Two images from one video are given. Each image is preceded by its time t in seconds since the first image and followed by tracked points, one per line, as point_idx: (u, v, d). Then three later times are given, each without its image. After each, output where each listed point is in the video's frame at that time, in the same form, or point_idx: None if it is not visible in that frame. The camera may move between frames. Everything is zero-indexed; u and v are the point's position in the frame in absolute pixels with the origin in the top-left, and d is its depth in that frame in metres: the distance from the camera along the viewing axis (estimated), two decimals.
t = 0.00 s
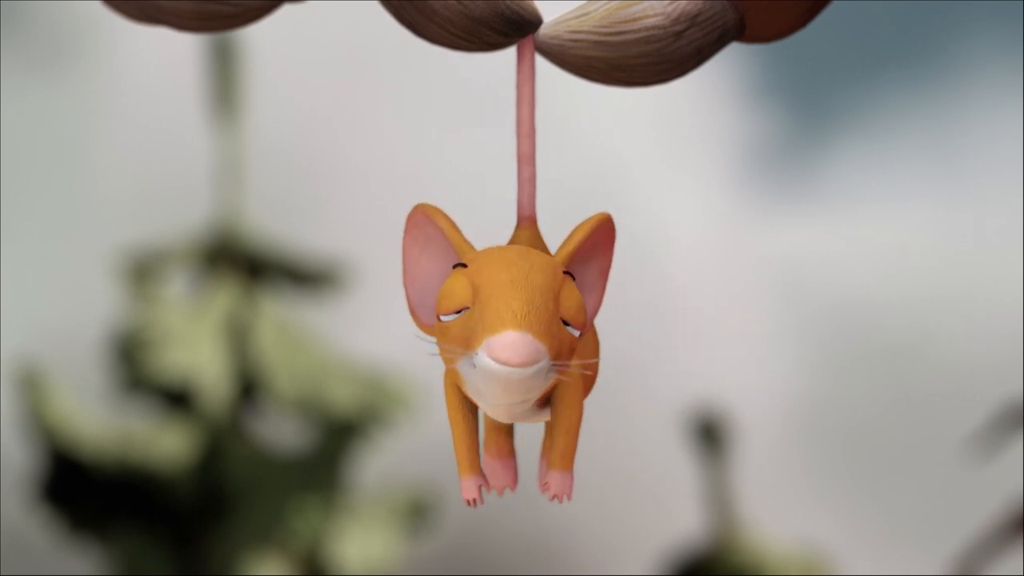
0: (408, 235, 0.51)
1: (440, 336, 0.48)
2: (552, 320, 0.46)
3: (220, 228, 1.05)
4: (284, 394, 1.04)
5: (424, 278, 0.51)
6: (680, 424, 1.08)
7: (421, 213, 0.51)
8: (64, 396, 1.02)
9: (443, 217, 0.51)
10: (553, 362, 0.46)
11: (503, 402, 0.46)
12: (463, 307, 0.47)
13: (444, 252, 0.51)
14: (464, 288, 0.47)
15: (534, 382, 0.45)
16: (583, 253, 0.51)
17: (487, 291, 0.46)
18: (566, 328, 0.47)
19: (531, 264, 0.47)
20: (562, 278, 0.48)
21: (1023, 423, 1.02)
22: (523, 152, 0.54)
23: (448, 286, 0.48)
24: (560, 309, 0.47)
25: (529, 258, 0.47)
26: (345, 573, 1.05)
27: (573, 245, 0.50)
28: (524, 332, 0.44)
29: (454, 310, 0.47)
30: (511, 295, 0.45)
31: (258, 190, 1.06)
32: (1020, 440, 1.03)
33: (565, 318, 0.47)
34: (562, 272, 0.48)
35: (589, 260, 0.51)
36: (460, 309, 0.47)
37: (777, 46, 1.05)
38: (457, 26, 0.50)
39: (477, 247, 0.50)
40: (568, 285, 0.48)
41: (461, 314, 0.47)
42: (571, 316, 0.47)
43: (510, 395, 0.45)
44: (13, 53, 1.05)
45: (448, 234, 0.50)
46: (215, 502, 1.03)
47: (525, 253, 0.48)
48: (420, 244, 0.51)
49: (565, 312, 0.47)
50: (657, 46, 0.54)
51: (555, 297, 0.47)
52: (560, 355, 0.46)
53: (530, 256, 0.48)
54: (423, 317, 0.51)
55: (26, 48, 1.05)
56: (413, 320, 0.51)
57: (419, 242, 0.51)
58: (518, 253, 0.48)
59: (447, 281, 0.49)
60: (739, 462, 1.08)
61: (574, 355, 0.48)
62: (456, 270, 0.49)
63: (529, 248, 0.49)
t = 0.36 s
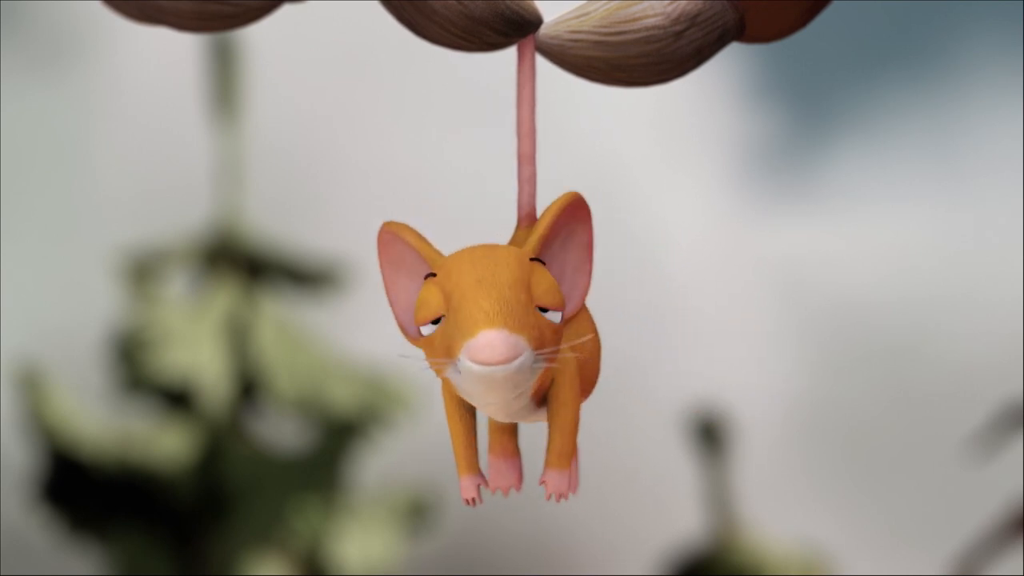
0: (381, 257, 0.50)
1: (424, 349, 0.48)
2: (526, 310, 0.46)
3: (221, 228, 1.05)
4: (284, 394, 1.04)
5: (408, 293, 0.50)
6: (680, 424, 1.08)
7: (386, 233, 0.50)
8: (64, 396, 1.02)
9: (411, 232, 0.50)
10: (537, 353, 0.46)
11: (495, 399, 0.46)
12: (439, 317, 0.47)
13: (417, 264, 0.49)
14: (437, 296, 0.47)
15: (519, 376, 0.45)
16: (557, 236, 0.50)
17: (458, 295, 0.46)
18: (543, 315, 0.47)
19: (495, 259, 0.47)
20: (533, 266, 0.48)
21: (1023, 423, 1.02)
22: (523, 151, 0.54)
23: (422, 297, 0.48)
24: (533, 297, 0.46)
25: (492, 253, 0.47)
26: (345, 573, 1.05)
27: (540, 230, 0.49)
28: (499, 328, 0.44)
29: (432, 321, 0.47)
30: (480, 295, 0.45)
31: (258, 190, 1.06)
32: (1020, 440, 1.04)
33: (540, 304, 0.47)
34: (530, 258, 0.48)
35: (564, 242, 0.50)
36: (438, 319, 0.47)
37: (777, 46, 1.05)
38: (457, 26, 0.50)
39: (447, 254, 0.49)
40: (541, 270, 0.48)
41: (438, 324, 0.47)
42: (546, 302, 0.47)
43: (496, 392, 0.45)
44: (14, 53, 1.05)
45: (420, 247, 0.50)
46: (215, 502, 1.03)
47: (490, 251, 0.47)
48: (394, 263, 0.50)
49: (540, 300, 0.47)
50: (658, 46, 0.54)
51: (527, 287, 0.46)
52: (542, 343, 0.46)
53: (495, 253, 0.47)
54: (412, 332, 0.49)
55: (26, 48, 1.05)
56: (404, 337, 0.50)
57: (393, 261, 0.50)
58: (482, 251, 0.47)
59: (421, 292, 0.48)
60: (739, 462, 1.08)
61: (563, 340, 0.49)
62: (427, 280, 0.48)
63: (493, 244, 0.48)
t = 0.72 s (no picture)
0: (367, 263, 0.50)
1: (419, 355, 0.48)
2: (519, 312, 0.45)
3: (221, 228, 1.05)
4: (284, 393, 1.04)
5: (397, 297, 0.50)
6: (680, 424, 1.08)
7: (373, 239, 0.50)
8: (64, 396, 1.02)
9: (396, 234, 0.50)
10: (532, 355, 0.45)
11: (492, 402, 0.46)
12: (432, 323, 0.47)
13: (404, 268, 0.49)
14: (429, 302, 0.47)
15: (515, 379, 0.45)
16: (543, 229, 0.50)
17: (450, 301, 0.46)
18: (536, 315, 0.47)
19: (484, 262, 0.47)
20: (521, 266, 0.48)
21: (1023, 422, 1.02)
22: (523, 151, 0.54)
23: (412, 301, 0.48)
24: (524, 298, 0.46)
25: (481, 257, 0.47)
26: (345, 573, 1.05)
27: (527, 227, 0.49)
28: (493, 333, 0.44)
29: (425, 327, 0.47)
30: (472, 301, 0.45)
31: (258, 190, 1.06)
32: (1020, 440, 1.04)
33: (532, 303, 0.47)
34: (518, 257, 0.48)
35: (551, 234, 0.50)
36: (430, 326, 0.47)
37: (777, 46, 1.05)
38: (457, 26, 0.50)
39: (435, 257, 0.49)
40: (527, 267, 0.48)
41: (432, 330, 0.47)
42: (538, 302, 0.47)
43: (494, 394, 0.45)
44: (14, 53, 1.05)
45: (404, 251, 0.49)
46: (215, 502, 1.03)
47: (477, 253, 0.48)
48: (380, 267, 0.50)
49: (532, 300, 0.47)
50: (658, 46, 0.54)
51: (517, 288, 0.46)
52: (538, 344, 0.46)
53: (482, 254, 0.48)
54: (403, 335, 0.50)
55: (26, 48, 1.05)
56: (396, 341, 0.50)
57: (380, 266, 0.50)
58: (470, 253, 0.48)
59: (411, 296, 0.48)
60: (739, 462, 1.08)
61: (556, 339, 0.49)
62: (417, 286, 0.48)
63: (479, 245, 0.49)
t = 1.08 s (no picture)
0: (368, 263, 0.50)
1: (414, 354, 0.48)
2: (511, 309, 0.45)
3: (221, 228, 1.05)
4: (284, 393, 1.04)
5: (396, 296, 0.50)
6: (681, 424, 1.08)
7: (372, 239, 0.50)
8: (64, 396, 1.02)
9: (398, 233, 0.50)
10: (525, 352, 0.45)
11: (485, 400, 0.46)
12: (426, 321, 0.47)
13: (402, 268, 0.49)
14: (423, 300, 0.47)
15: (508, 376, 0.45)
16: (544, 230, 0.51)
17: (443, 299, 0.46)
18: (529, 312, 0.47)
19: (477, 260, 0.47)
20: (517, 263, 0.48)
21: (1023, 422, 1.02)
22: (523, 151, 0.54)
23: (407, 301, 0.48)
24: (518, 295, 0.46)
25: (475, 255, 0.47)
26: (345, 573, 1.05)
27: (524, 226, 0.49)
28: (485, 329, 0.44)
29: (419, 325, 0.47)
30: (464, 298, 0.45)
31: (258, 190, 1.06)
32: (1020, 440, 1.03)
33: (526, 301, 0.47)
34: (513, 255, 0.48)
35: (550, 235, 0.50)
36: (424, 324, 0.47)
37: (777, 46, 1.05)
38: (457, 26, 0.50)
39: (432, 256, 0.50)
40: (523, 266, 0.48)
41: (426, 328, 0.47)
42: (531, 300, 0.47)
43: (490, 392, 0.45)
44: (14, 53, 1.05)
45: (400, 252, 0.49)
46: (215, 502, 1.03)
47: (471, 252, 0.48)
48: (380, 266, 0.50)
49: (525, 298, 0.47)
50: (658, 46, 0.54)
51: (511, 285, 0.46)
52: (531, 340, 0.46)
53: (476, 253, 0.48)
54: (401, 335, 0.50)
55: (26, 48, 1.05)
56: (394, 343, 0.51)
57: (379, 267, 0.50)
58: (465, 251, 0.48)
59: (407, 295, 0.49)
60: (739, 462, 1.08)
61: (552, 338, 0.49)
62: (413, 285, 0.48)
63: (474, 244, 0.49)
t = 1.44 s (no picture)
0: (361, 265, 0.50)
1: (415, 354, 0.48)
2: (517, 308, 0.46)
3: (220, 228, 1.05)
4: (284, 393, 1.04)
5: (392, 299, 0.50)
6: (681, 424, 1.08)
7: (366, 240, 0.50)
8: (64, 396, 1.02)
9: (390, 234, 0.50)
10: (529, 350, 0.46)
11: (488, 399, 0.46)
12: (430, 321, 0.47)
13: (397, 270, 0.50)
14: (425, 300, 0.47)
15: (512, 375, 0.45)
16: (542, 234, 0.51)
17: (447, 298, 0.46)
18: (532, 312, 0.47)
19: (480, 260, 0.47)
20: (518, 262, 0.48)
21: (1023, 423, 1.02)
22: (523, 151, 0.54)
23: (409, 300, 0.48)
24: (521, 295, 0.46)
25: (477, 255, 0.47)
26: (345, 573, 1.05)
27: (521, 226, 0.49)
28: (491, 327, 0.44)
29: (421, 325, 0.47)
30: (470, 297, 0.45)
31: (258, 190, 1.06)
32: (1020, 440, 1.03)
33: (529, 300, 0.47)
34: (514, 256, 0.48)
35: (547, 237, 0.50)
36: (427, 324, 0.47)
37: (777, 46, 1.05)
38: (457, 26, 0.50)
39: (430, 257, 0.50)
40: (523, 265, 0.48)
41: (429, 328, 0.47)
42: (534, 299, 0.47)
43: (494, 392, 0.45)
44: (14, 53, 1.05)
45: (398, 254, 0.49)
46: (215, 502, 1.03)
47: (472, 252, 0.48)
48: (374, 270, 0.50)
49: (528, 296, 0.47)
50: (658, 46, 0.54)
51: (514, 284, 0.46)
52: (534, 339, 0.46)
53: (476, 252, 0.48)
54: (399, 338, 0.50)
55: (26, 48, 1.05)
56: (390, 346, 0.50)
57: (374, 269, 0.50)
58: (466, 251, 0.48)
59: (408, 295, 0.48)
60: (739, 462, 1.08)
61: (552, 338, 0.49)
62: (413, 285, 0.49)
63: (474, 245, 0.49)
